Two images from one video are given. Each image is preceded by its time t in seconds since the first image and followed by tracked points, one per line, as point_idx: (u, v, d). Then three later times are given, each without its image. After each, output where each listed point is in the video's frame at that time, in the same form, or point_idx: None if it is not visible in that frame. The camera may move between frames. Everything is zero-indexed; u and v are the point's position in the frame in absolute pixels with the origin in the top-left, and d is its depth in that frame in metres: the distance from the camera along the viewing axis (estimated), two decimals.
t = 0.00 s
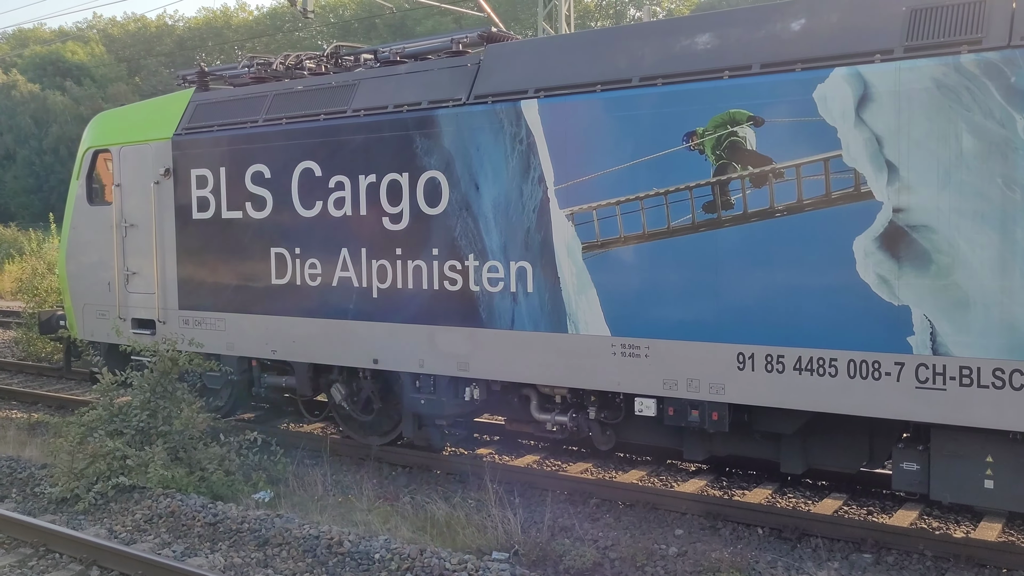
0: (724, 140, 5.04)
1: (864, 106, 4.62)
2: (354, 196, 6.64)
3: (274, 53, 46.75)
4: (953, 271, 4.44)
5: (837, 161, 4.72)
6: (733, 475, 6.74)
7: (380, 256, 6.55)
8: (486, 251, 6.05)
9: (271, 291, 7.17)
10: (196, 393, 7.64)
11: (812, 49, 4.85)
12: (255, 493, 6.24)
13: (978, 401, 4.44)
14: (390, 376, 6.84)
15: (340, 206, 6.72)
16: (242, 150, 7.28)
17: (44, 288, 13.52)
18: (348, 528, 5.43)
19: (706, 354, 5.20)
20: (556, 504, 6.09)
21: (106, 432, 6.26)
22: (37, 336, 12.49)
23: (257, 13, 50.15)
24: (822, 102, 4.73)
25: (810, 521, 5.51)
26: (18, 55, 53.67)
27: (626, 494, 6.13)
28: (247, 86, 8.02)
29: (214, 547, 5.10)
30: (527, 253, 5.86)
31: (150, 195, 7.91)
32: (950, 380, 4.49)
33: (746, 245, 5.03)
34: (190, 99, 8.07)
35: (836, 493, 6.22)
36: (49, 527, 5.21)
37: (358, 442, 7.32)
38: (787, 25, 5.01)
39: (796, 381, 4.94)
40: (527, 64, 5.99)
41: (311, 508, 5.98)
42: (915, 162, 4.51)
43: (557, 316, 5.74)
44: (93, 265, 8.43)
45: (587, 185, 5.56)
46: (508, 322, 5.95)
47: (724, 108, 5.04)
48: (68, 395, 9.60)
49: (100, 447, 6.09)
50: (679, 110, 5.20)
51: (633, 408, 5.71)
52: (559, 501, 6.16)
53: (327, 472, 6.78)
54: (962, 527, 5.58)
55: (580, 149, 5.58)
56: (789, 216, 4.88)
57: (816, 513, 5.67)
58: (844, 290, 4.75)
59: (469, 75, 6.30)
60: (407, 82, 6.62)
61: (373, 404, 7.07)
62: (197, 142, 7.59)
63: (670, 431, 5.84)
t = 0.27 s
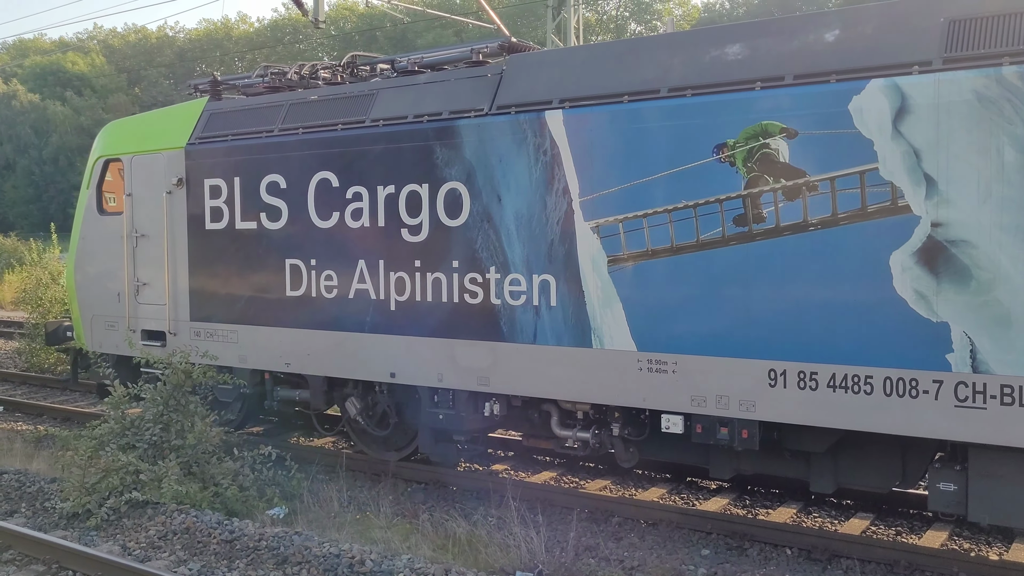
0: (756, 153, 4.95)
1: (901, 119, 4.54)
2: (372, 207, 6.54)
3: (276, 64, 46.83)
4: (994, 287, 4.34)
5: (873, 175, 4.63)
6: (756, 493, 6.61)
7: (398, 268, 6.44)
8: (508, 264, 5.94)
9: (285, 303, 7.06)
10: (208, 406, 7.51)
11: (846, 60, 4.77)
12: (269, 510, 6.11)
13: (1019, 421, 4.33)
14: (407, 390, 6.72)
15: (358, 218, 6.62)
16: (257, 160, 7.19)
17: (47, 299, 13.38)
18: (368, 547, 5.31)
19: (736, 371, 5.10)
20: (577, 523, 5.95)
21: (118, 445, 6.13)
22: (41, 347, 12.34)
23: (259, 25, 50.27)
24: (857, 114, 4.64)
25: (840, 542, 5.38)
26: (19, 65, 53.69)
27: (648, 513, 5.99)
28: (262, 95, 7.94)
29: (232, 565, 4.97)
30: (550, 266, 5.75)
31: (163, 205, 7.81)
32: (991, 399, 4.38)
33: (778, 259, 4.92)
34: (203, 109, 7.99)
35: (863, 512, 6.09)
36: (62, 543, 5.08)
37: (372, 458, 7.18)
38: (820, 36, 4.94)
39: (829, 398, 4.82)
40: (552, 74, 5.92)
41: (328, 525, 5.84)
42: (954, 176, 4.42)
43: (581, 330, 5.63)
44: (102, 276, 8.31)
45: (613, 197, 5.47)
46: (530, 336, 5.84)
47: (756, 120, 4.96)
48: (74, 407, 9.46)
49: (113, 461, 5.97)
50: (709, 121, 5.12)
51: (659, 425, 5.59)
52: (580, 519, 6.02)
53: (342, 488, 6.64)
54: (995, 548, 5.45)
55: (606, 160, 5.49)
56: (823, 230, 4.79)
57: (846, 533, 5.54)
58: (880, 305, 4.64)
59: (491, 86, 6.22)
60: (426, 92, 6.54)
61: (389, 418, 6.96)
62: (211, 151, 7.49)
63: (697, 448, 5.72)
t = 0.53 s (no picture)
0: (786, 155, 4.87)
1: (937, 122, 4.47)
2: (388, 210, 6.44)
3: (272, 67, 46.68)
4: None
5: (908, 179, 4.55)
6: (775, 501, 6.52)
7: (415, 272, 6.34)
8: (528, 268, 5.84)
9: (297, 307, 6.94)
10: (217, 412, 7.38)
11: (880, 62, 4.70)
12: (283, 517, 5.99)
13: None
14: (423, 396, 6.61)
15: (373, 220, 6.52)
16: (269, 161, 7.08)
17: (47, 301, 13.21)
18: (387, 556, 5.20)
19: (764, 377, 5.01)
20: (597, 532, 5.85)
21: (129, 452, 6.00)
22: (41, 350, 12.18)
23: (255, 27, 50.11)
24: (892, 117, 4.57)
25: (868, 552, 5.29)
26: (12, 66, 53.38)
27: (670, 521, 5.89)
28: (272, 95, 7.83)
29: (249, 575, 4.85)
30: (572, 270, 5.66)
31: (171, 207, 7.69)
32: None
33: (809, 264, 4.84)
34: (213, 109, 7.87)
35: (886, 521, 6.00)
36: (75, 552, 4.95)
37: (385, 464, 7.07)
38: (852, 37, 4.87)
39: (861, 406, 4.74)
40: (574, 75, 5.83)
41: (344, 534, 5.73)
42: (992, 180, 4.35)
43: (604, 336, 5.53)
44: (107, 278, 8.18)
45: (638, 201, 5.38)
46: (551, 341, 5.74)
47: (786, 122, 4.88)
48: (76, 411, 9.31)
49: (124, 468, 5.85)
50: (738, 124, 5.04)
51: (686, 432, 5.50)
52: (600, 528, 5.93)
53: (355, 496, 6.53)
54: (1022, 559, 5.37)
55: (630, 163, 5.40)
56: (855, 235, 4.71)
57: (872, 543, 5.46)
58: (914, 311, 4.56)
59: (511, 87, 6.13)
60: (444, 93, 6.44)
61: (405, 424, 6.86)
62: (222, 153, 7.38)
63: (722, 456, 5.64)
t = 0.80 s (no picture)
0: (815, 163, 4.79)
1: (972, 130, 4.40)
2: (404, 217, 6.34)
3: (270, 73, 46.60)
4: None
5: (942, 187, 4.48)
6: (795, 513, 6.42)
7: (431, 280, 6.24)
8: (548, 276, 5.74)
9: (309, 316, 6.83)
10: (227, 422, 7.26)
11: (912, 70, 4.64)
12: (297, 530, 5.87)
13: None
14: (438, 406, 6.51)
15: (389, 228, 6.42)
16: (282, 168, 6.98)
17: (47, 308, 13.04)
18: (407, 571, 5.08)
19: (793, 389, 4.92)
20: (619, 545, 5.74)
21: (139, 463, 5.88)
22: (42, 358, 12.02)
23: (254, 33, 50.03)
24: (925, 124, 4.50)
25: (896, 566, 5.20)
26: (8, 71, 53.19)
27: (692, 534, 5.78)
28: (284, 101, 7.74)
29: None
30: (594, 279, 5.56)
31: (181, 213, 7.58)
32: None
33: (839, 274, 4.75)
34: (223, 115, 7.77)
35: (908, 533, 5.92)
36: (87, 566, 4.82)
37: (398, 476, 6.96)
38: (882, 44, 4.80)
39: (893, 419, 4.65)
40: (595, 82, 5.76)
41: (361, 548, 5.62)
42: None
43: (627, 346, 5.44)
44: (114, 286, 8.06)
45: (663, 209, 5.30)
46: (572, 352, 5.65)
47: (816, 130, 4.81)
48: (80, 421, 9.16)
49: (136, 480, 5.72)
50: (766, 131, 4.96)
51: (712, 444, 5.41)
52: (621, 541, 5.82)
53: (369, 507, 6.41)
54: None
55: (654, 171, 5.32)
56: (887, 244, 4.63)
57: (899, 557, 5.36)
58: (948, 322, 4.48)
59: (530, 93, 6.05)
60: (461, 99, 6.36)
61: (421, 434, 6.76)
62: (233, 159, 7.28)
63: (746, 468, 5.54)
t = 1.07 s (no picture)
0: (857, 162, 4.67)
1: (1021, 127, 4.29)
2: (429, 218, 6.24)
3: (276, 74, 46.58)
4: None
5: (989, 186, 4.36)
6: (827, 519, 6.29)
7: (456, 282, 6.14)
8: (578, 278, 5.63)
9: (331, 318, 6.73)
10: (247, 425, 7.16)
11: (956, 66, 4.52)
12: (322, 536, 5.76)
13: None
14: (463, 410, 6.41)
15: (413, 229, 6.32)
16: (302, 168, 6.88)
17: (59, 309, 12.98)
18: None
19: (833, 393, 4.80)
20: (650, 552, 5.63)
21: (161, 467, 5.78)
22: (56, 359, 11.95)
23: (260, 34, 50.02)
24: (972, 122, 4.39)
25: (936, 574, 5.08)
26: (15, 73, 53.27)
27: (724, 541, 5.66)
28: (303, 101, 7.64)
29: None
30: (625, 281, 5.45)
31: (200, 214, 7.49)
32: None
33: (882, 275, 4.64)
34: (242, 114, 7.68)
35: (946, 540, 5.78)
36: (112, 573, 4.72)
37: (421, 480, 6.85)
38: (925, 39, 4.68)
39: (938, 424, 4.53)
40: (626, 79, 5.65)
41: (386, 555, 5.51)
42: None
43: (660, 349, 5.32)
44: (132, 288, 7.98)
45: (697, 209, 5.18)
46: (603, 355, 5.53)
47: (857, 127, 4.69)
48: (95, 423, 9.08)
49: (158, 485, 5.63)
50: (805, 129, 4.84)
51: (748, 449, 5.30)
52: (651, 547, 5.71)
53: (392, 513, 6.31)
54: None
55: (688, 170, 5.20)
56: (932, 245, 4.51)
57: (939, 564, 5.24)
58: (996, 324, 4.36)
59: (558, 91, 5.94)
60: (486, 98, 6.25)
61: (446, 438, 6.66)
62: (253, 159, 7.19)
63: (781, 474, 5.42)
